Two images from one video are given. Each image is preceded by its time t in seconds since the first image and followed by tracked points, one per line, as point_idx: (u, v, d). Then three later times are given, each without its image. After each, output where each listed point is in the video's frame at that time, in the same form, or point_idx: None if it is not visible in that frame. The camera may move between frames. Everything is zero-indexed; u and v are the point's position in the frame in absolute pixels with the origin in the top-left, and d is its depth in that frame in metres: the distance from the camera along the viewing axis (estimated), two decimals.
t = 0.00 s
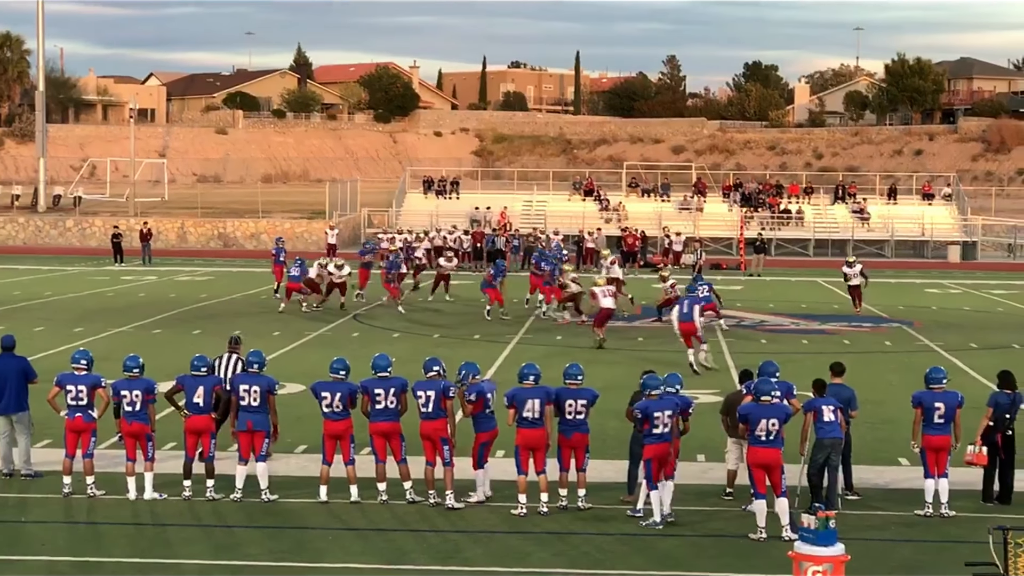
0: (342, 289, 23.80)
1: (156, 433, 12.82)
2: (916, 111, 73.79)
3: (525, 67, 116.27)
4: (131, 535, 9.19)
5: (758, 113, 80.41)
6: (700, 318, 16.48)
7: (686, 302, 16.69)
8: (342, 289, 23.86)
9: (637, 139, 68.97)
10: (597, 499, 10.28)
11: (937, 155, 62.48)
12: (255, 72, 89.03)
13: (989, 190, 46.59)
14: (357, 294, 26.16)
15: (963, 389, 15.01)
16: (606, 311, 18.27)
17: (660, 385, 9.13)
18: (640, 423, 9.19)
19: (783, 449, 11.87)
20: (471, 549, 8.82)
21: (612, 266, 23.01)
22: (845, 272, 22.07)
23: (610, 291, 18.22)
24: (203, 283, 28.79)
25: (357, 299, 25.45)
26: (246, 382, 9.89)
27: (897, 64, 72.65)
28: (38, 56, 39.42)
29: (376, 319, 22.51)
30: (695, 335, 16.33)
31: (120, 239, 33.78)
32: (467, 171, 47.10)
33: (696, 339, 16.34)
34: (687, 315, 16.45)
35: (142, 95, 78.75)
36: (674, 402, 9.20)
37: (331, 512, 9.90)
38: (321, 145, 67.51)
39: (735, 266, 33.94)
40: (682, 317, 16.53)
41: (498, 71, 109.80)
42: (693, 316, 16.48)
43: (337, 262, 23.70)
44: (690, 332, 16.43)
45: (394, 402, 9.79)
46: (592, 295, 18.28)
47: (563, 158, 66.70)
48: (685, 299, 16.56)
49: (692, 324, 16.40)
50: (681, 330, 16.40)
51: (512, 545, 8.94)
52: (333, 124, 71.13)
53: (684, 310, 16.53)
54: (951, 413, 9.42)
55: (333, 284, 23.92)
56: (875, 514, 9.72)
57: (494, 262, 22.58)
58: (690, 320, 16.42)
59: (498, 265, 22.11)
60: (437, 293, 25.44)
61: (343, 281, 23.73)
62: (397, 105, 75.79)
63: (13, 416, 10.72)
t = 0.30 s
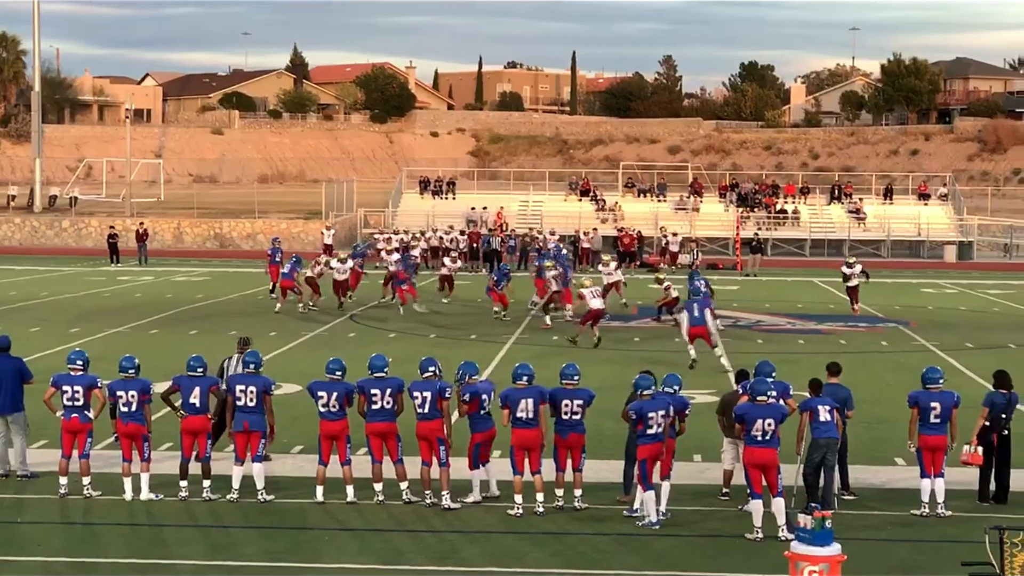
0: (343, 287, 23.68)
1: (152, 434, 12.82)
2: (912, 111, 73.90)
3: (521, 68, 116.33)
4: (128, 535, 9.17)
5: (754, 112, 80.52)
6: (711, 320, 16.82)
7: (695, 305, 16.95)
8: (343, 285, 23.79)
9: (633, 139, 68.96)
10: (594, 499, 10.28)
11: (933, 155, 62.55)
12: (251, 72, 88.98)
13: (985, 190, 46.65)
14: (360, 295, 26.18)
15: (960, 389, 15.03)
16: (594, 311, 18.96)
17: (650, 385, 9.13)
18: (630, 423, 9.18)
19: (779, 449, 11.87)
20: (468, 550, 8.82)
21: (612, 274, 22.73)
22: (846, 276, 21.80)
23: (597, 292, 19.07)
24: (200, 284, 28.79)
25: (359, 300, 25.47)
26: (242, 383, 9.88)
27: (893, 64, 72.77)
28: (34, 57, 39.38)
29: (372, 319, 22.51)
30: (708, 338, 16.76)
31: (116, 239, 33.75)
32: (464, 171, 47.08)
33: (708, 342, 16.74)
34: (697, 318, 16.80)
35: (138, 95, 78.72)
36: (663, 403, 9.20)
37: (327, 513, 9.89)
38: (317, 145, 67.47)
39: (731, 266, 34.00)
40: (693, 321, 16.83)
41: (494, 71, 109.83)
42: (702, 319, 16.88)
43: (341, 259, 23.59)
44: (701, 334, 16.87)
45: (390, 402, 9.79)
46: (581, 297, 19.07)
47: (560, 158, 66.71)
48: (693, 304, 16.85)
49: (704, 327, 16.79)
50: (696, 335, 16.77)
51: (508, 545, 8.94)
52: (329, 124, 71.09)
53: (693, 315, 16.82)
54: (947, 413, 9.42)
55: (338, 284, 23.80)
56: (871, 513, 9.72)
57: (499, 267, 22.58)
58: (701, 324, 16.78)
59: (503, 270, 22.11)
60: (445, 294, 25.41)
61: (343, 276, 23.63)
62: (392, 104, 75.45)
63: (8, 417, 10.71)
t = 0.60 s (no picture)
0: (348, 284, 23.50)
1: (150, 435, 12.80)
2: (909, 112, 73.96)
3: (518, 69, 116.37)
4: (126, 537, 9.16)
5: (752, 113, 80.60)
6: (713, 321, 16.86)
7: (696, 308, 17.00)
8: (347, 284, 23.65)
9: (631, 141, 68.95)
10: (591, 501, 10.25)
11: (930, 156, 62.59)
12: (248, 74, 88.92)
13: (983, 192, 46.73)
14: (360, 296, 26.13)
15: (957, 389, 15.04)
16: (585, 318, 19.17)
17: (644, 387, 9.14)
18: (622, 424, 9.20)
19: (778, 450, 11.86)
20: (465, 551, 8.81)
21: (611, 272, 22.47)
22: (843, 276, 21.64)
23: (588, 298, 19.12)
24: (197, 285, 28.75)
25: (358, 301, 25.44)
26: (239, 385, 9.88)
27: (890, 65, 72.85)
28: (30, 58, 39.37)
29: (371, 321, 22.49)
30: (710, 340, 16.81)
31: (113, 240, 33.72)
32: (461, 173, 47.07)
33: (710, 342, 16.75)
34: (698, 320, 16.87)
35: (135, 97, 78.70)
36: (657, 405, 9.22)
37: (324, 514, 9.87)
38: (314, 146, 67.39)
39: (728, 266, 34.01)
40: (694, 323, 16.88)
41: (491, 72, 109.87)
42: (704, 321, 16.93)
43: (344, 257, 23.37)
44: (703, 335, 16.91)
45: (387, 404, 9.78)
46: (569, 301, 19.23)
47: (557, 159, 66.73)
48: (695, 306, 16.91)
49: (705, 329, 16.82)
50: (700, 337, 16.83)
51: (505, 546, 8.93)
52: (326, 125, 71.03)
53: (695, 317, 16.89)
54: (944, 414, 9.42)
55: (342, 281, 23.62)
56: (870, 515, 9.72)
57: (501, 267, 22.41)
58: (703, 325, 16.85)
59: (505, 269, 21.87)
60: (447, 295, 25.28)
61: (346, 275, 23.49)
62: (389, 106, 75.81)
63: (5, 419, 10.70)
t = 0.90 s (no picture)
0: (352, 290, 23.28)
1: (148, 439, 12.79)
2: (907, 115, 74.03)
3: (516, 72, 116.44)
4: (124, 541, 9.14)
5: (749, 117, 80.69)
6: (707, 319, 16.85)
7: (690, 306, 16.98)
8: (350, 288, 23.46)
9: (629, 144, 68.97)
10: (589, 504, 10.25)
11: (927, 159, 62.64)
12: (246, 77, 88.93)
13: (981, 195, 46.76)
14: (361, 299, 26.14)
15: (955, 393, 15.05)
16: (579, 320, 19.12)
17: (637, 391, 9.15)
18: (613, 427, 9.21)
19: (775, 453, 11.87)
20: (463, 554, 8.80)
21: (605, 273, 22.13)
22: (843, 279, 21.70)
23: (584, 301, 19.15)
24: (195, 289, 28.74)
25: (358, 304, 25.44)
26: (237, 388, 9.87)
27: (888, 69, 72.92)
28: (28, 62, 39.33)
29: (369, 324, 22.48)
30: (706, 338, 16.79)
31: (111, 244, 33.68)
32: (459, 176, 47.08)
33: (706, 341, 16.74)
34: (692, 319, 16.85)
35: (133, 100, 78.73)
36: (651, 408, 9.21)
37: (322, 518, 9.86)
38: (312, 149, 67.38)
39: (726, 268, 34.05)
40: (690, 322, 16.85)
41: (489, 75, 109.91)
42: (699, 319, 16.91)
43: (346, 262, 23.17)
44: (699, 334, 16.88)
45: (385, 407, 9.77)
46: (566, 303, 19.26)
47: (555, 162, 66.73)
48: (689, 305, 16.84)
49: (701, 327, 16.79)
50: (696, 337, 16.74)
51: (503, 550, 8.92)
52: (324, 128, 71.05)
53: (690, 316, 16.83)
54: (942, 417, 9.42)
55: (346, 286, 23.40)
56: (867, 518, 9.72)
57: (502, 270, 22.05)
58: (698, 324, 16.84)
59: (506, 274, 21.47)
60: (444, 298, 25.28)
61: (349, 279, 23.29)
62: (387, 109, 76.09)
63: (3, 423, 10.69)
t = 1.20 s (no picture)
0: (354, 300, 23.07)
1: (145, 444, 12.77)
2: (904, 119, 74.15)
3: (513, 76, 116.52)
4: (122, 545, 9.13)
5: (747, 121, 80.82)
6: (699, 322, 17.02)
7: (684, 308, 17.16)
8: (354, 298, 23.05)
9: (626, 148, 69.01)
10: (587, 509, 10.24)
11: (925, 163, 62.69)
12: (244, 82, 88.96)
13: (979, 199, 46.81)
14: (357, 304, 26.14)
15: (953, 397, 15.05)
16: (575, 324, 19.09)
17: (631, 395, 9.09)
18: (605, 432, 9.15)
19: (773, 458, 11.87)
20: (461, 559, 8.79)
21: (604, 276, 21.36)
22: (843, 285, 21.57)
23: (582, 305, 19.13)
24: (193, 294, 28.71)
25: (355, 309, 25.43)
26: (235, 393, 9.85)
27: (885, 73, 73.02)
28: (25, 66, 39.31)
29: (365, 328, 22.46)
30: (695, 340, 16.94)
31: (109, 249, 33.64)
32: (457, 180, 47.11)
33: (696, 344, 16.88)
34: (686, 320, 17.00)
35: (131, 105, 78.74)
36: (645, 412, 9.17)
37: (320, 523, 9.85)
38: (310, 154, 67.37)
39: (724, 273, 34.04)
40: (683, 323, 16.99)
41: (486, 79, 109.92)
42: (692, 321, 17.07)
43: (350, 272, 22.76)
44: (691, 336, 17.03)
45: (383, 411, 9.75)
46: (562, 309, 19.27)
47: (552, 167, 66.75)
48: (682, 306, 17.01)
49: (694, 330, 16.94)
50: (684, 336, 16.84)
51: (501, 555, 8.91)
52: (322, 133, 71.06)
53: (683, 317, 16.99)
54: (940, 421, 9.40)
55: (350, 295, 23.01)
56: (866, 522, 9.71)
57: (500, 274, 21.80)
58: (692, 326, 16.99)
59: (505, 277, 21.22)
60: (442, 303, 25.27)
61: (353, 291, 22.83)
62: (384, 113, 76.05)
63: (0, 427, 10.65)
